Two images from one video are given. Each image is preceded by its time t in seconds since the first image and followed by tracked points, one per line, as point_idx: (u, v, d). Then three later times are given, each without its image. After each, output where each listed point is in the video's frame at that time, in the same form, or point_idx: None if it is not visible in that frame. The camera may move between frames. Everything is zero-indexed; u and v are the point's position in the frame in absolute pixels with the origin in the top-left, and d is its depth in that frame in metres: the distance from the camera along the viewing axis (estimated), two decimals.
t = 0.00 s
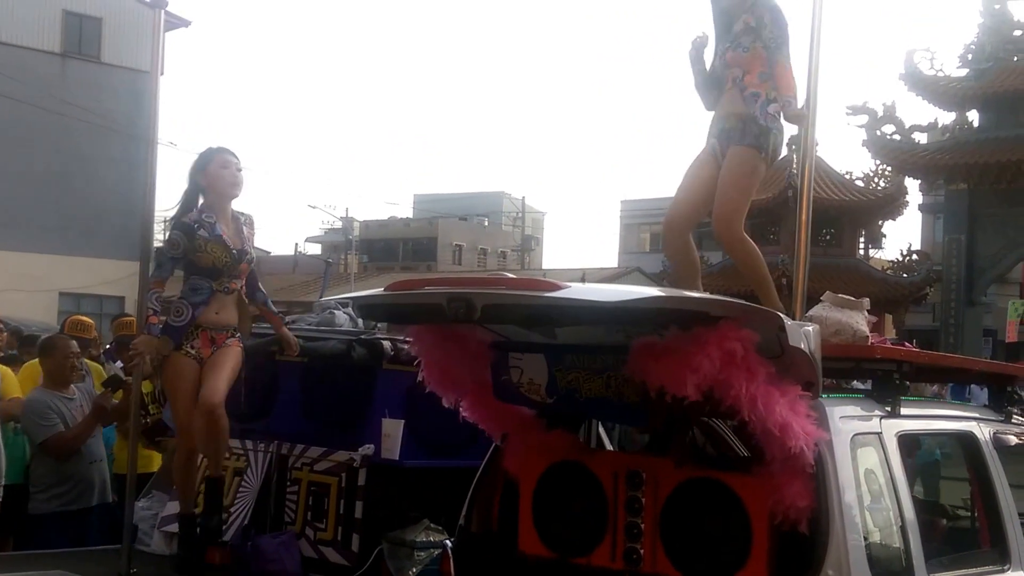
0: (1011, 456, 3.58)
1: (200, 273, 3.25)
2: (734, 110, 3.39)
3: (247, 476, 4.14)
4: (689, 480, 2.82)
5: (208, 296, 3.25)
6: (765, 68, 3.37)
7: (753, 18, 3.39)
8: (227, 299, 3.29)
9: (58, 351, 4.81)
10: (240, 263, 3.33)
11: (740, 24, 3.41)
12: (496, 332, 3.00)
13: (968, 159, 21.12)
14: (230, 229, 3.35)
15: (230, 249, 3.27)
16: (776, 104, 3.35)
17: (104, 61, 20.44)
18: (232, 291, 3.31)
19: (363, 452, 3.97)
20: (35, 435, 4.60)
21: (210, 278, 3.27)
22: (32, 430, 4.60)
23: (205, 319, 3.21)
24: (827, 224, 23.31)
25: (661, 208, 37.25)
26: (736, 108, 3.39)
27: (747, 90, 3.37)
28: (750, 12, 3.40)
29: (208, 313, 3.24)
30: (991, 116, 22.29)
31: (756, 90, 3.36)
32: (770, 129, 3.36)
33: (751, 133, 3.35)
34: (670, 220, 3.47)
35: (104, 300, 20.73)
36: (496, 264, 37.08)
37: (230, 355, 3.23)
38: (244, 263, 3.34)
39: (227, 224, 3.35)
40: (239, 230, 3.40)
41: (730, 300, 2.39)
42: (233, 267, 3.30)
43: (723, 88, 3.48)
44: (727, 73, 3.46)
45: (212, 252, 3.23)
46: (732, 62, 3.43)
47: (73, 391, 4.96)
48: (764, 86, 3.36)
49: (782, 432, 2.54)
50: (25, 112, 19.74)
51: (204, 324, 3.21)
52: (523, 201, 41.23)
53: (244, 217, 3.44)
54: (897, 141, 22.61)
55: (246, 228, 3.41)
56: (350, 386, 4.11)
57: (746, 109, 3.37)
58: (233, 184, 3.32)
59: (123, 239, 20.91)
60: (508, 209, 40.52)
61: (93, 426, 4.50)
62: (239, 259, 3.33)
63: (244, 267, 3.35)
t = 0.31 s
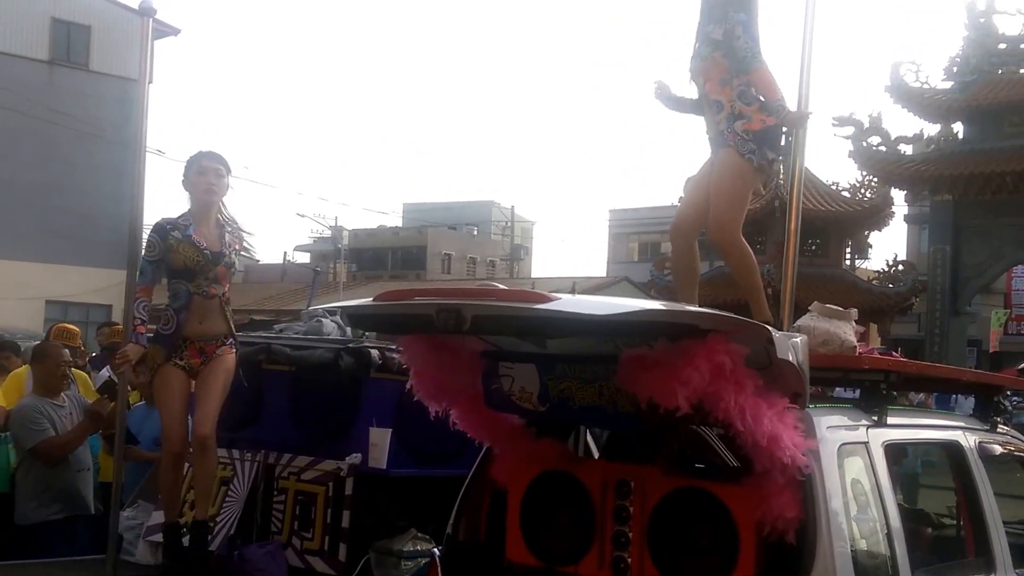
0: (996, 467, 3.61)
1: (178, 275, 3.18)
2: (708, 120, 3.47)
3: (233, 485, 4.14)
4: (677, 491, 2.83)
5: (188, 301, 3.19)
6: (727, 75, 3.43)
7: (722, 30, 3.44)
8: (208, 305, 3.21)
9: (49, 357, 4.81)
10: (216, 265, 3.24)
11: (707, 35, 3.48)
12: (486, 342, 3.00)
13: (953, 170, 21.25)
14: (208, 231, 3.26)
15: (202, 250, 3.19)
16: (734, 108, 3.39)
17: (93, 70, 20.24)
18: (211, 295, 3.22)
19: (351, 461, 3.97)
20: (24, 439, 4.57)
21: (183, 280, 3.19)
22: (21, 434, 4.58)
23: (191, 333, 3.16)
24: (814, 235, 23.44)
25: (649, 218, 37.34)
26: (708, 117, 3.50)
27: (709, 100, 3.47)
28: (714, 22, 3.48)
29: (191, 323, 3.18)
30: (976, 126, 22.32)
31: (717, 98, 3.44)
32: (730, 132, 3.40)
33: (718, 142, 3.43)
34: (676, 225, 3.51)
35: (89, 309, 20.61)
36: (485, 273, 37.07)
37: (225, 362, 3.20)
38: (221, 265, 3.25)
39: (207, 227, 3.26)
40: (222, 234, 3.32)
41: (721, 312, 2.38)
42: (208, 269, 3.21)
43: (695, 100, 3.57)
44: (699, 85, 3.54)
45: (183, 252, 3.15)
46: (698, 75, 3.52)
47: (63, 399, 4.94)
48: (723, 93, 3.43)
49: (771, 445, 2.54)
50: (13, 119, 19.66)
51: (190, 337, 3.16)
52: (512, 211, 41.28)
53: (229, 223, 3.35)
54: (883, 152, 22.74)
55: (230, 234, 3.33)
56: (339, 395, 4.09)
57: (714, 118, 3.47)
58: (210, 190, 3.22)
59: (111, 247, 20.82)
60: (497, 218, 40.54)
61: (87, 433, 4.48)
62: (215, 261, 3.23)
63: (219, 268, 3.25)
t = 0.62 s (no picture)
0: (972, 475, 3.63)
1: (159, 283, 3.13)
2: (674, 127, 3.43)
3: (212, 494, 4.10)
4: (657, 499, 2.83)
5: (169, 309, 3.13)
6: (713, 84, 3.38)
7: (728, 38, 3.40)
8: (191, 312, 3.17)
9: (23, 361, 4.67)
10: (201, 273, 3.20)
11: (712, 38, 3.43)
12: (466, 351, 2.99)
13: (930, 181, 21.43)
14: (192, 240, 3.22)
15: (186, 258, 3.15)
16: (702, 122, 3.34)
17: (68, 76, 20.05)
18: (194, 303, 3.18)
19: (330, 469, 3.96)
20: None
21: (168, 288, 3.13)
22: None
23: (176, 339, 3.08)
24: (793, 245, 23.60)
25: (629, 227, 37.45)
26: (676, 119, 3.45)
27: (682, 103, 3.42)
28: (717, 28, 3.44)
29: (173, 328, 3.12)
30: (951, 137, 22.50)
31: (690, 104, 3.38)
32: (685, 145, 3.38)
33: (677, 150, 3.42)
34: (647, 234, 3.53)
35: (69, 317, 20.40)
36: (465, 282, 37.07)
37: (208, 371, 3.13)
38: (205, 273, 3.21)
39: (191, 236, 3.22)
40: (206, 242, 3.28)
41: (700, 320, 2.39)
42: (193, 278, 3.17)
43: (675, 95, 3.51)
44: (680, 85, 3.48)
45: (165, 261, 3.11)
46: (686, 71, 3.44)
47: (43, 405, 4.80)
48: (700, 101, 3.36)
49: (749, 453, 2.56)
50: None
51: (175, 342, 3.08)
52: (492, 220, 41.31)
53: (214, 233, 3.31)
54: (861, 163, 22.91)
55: (215, 242, 3.29)
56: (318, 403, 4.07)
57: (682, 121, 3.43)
58: (194, 202, 3.17)
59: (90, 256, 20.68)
60: (478, 227, 40.55)
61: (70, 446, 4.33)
62: (198, 269, 3.19)
63: (204, 278, 3.21)
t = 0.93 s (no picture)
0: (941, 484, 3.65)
1: (147, 297, 3.08)
2: (685, 128, 3.47)
3: (181, 503, 4.08)
4: (629, 507, 2.84)
5: (154, 323, 3.06)
6: (717, 93, 3.51)
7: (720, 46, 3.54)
8: (171, 325, 3.11)
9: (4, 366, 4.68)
10: (184, 285, 3.16)
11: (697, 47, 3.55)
12: (437, 359, 2.99)
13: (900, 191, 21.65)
14: (171, 252, 3.15)
15: (168, 271, 3.10)
16: (720, 130, 3.49)
17: (39, 84, 19.96)
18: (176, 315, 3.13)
19: (300, 479, 3.89)
20: None
21: (153, 302, 3.09)
22: None
23: (152, 351, 3.04)
24: (763, 253, 23.80)
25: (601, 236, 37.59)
26: (681, 121, 3.48)
27: (692, 110, 3.47)
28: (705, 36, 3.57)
29: (156, 344, 3.06)
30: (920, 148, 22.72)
31: (703, 111, 3.46)
32: (709, 150, 3.43)
33: (690, 149, 3.44)
34: (636, 237, 3.43)
35: (38, 325, 20.33)
36: (438, 290, 37.02)
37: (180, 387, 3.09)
38: (189, 285, 3.17)
39: (169, 247, 3.16)
40: (185, 251, 3.22)
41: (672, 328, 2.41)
42: (177, 291, 3.13)
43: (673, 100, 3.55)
44: (679, 90, 3.55)
45: (148, 274, 3.06)
46: (687, 77, 3.53)
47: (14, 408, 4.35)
48: (712, 110, 3.47)
49: (720, 460, 2.57)
50: None
51: (149, 354, 3.03)
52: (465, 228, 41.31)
53: (192, 241, 3.25)
54: (831, 173, 23.14)
55: (193, 250, 3.24)
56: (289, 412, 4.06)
57: (689, 126, 3.47)
58: (166, 212, 3.12)
59: (59, 265, 20.51)
60: (450, 236, 40.53)
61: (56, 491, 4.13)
62: (181, 282, 3.14)
63: (188, 288, 3.17)
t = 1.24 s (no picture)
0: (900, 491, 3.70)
1: (97, 294, 3.04)
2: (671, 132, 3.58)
3: (141, 514, 3.99)
4: (593, 515, 2.85)
5: (106, 322, 3.03)
6: (688, 100, 3.67)
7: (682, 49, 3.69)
8: (129, 326, 3.06)
9: None
10: (137, 284, 3.09)
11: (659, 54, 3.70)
12: (401, 367, 2.98)
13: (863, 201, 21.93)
14: (131, 250, 3.11)
15: (122, 268, 3.06)
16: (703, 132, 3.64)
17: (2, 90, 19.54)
18: (132, 316, 3.07)
19: (262, 488, 3.94)
20: None
21: (103, 300, 3.03)
22: None
23: (114, 354, 2.99)
24: (727, 262, 23.98)
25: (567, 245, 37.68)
26: (666, 128, 3.60)
27: (672, 119, 3.60)
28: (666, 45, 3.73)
29: (111, 344, 3.01)
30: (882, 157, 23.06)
31: (683, 118, 3.61)
32: (702, 152, 3.57)
33: (684, 153, 3.56)
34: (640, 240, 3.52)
35: None
36: (403, 299, 36.87)
37: (147, 392, 3.04)
38: (142, 285, 3.10)
39: (131, 247, 3.12)
40: (147, 255, 3.16)
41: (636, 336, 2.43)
42: (129, 288, 3.07)
43: (645, 109, 3.67)
44: (653, 97, 3.67)
45: (101, 271, 3.02)
46: (660, 85, 3.67)
47: None
48: (689, 117, 3.64)
49: (683, 469, 2.60)
50: None
51: (114, 358, 2.98)
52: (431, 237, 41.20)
53: (159, 245, 3.20)
54: (794, 183, 23.39)
55: (156, 255, 3.17)
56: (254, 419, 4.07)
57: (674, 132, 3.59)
58: (130, 213, 3.07)
59: (18, 273, 20.17)
60: (416, 244, 40.41)
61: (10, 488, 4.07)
62: (134, 280, 3.08)
63: (142, 288, 3.10)
